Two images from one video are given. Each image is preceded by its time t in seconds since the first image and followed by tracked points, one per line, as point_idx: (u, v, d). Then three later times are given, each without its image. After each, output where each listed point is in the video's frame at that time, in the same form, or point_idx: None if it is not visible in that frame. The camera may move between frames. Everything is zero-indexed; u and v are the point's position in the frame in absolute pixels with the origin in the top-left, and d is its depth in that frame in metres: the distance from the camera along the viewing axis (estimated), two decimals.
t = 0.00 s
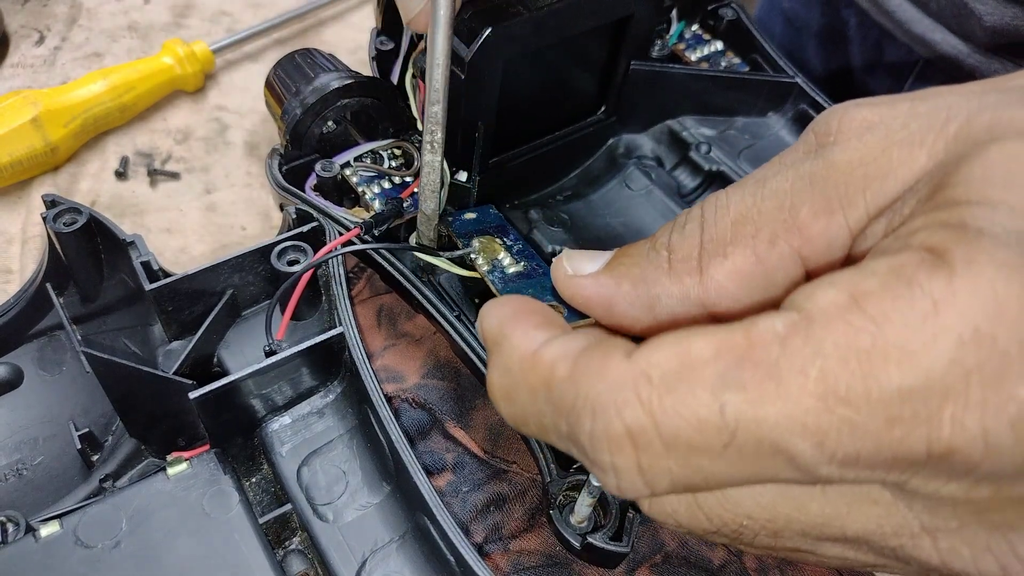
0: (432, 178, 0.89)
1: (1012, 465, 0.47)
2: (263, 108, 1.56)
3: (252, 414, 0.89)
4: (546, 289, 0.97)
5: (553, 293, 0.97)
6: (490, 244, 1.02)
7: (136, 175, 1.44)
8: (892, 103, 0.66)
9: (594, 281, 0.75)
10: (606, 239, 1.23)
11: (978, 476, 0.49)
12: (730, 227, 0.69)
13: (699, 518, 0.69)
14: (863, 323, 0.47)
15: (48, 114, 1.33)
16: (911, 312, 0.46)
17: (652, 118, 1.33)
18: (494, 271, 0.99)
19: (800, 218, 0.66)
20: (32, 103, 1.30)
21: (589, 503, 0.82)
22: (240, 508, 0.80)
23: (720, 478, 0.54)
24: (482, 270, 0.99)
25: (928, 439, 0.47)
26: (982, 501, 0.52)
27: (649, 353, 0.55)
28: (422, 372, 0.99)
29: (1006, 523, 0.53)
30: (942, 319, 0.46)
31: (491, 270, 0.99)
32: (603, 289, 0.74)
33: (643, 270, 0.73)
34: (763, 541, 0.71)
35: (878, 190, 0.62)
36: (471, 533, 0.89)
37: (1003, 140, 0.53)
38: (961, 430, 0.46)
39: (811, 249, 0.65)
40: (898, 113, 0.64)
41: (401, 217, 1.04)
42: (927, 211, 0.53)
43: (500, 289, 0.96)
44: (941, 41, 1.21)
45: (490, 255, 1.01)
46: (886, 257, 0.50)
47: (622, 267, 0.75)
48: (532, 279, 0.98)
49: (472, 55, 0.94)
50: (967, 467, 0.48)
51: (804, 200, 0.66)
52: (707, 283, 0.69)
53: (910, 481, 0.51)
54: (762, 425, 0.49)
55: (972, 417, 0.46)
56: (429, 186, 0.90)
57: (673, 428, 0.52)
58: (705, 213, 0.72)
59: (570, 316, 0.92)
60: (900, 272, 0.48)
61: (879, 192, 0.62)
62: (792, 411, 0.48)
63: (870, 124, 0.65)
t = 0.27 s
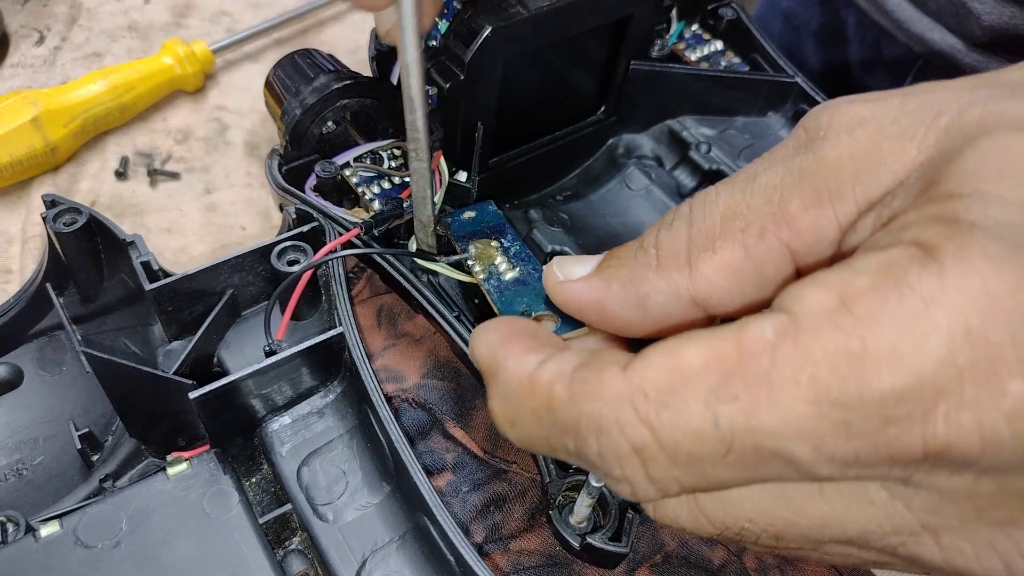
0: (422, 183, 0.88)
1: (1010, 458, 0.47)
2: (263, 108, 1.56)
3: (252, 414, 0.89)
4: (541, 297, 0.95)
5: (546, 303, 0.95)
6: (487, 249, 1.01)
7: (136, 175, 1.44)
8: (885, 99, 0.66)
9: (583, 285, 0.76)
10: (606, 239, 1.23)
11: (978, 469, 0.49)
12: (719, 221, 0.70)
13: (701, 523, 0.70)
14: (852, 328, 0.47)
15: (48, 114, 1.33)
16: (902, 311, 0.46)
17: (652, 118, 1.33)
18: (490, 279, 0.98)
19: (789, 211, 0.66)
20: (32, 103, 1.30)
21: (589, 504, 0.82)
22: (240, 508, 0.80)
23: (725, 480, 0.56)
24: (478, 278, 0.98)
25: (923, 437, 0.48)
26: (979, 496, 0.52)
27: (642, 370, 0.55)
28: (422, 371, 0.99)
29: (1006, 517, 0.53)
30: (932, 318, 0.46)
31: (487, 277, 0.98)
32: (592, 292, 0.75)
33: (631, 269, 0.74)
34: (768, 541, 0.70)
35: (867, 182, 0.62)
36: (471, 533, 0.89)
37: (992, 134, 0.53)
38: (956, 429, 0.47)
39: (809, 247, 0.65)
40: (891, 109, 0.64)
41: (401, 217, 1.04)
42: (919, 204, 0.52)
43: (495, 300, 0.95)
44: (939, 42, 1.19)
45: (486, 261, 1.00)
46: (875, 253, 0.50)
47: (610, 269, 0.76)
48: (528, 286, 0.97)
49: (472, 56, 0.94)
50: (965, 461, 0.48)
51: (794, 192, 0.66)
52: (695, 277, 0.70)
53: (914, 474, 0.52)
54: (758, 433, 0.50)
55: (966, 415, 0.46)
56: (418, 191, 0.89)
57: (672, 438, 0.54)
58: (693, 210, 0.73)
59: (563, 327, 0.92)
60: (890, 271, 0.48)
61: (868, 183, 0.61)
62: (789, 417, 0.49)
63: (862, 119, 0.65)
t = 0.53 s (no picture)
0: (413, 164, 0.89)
1: (1008, 451, 0.46)
2: (263, 108, 1.56)
3: (252, 414, 0.89)
4: (540, 304, 0.96)
5: (545, 310, 0.95)
6: (486, 252, 1.01)
7: (136, 175, 1.44)
8: (878, 94, 0.66)
9: (576, 285, 0.78)
10: (605, 238, 1.23)
11: (979, 463, 0.49)
12: (710, 211, 0.70)
13: (705, 522, 0.71)
14: (845, 326, 0.48)
15: (48, 115, 1.33)
16: (894, 307, 0.46)
17: (652, 118, 1.32)
18: (491, 284, 0.98)
19: (780, 201, 0.66)
20: (32, 103, 1.30)
21: (589, 504, 0.82)
22: (240, 508, 0.80)
23: (728, 477, 0.57)
24: (479, 283, 0.98)
25: (922, 432, 0.48)
26: (979, 491, 0.52)
27: (642, 373, 0.56)
28: (422, 371, 0.99)
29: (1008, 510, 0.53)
30: (926, 310, 0.45)
31: (487, 282, 0.98)
32: (588, 291, 0.77)
33: (623, 265, 0.75)
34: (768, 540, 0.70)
35: (858, 174, 0.61)
36: (471, 533, 0.88)
37: (981, 125, 0.53)
38: (953, 421, 0.46)
39: (809, 243, 0.65)
40: (882, 107, 0.64)
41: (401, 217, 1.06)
42: (913, 195, 0.52)
43: (495, 309, 0.95)
44: (938, 42, 1.20)
45: (485, 264, 1.00)
46: (869, 245, 0.50)
47: (602, 266, 0.77)
48: (527, 291, 0.97)
49: (472, 56, 0.94)
50: (964, 455, 0.48)
51: (787, 183, 0.66)
52: (687, 267, 0.70)
53: (916, 469, 0.52)
54: (757, 433, 0.51)
55: (964, 407, 0.46)
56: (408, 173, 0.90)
57: (675, 440, 0.55)
58: (685, 202, 0.73)
59: (561, 337, 0.92)
60: (883, 264, 0.48)
61: (860, 175, 0.61)
62: (784, 415, 0.50)
63: (853, 113, 0.66)
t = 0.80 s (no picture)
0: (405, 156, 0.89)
1: (1009, 450, 0.46)
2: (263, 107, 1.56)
3: (252, 414, 0.89)
4: (539, 304, 0.96)
5: (543, 310, 0.95)
6: (485, 252, 1.01)
7: (136, 175, 1.44)
8: (876, 94, 0.66)
9: (575, 284, 0.78)
10: (605, 238, 1.22)
11: (979, 463, 0.49)
12: (710, 210, 0.70)
13: (707, 520, 0.71)
14: (845, 326, 0.47)
15: (47, 115, 1.33)
16: (895, 308, 0.46)
17: (652, 117, 1.32)
18: (490, 285, 0.98)
19: (779, 201, 0.66)
20: (32, 103, 1.30)
21: (588, 505, 0.82)
22: (240, 508, 0.80)
23: (729, 477, 0.56)
24: (477, 284, 0.98)
25: (923, 432, 0.48)
26: (980, 491, 0.52)
27: (642, 373, 0.56)
28: (423, 371, 0.99)
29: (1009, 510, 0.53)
30: (927, 311, 0.45)
31: (486, 284, 0.98)
32: (586, 290, 0.77)
33: (622, 264, 0.75)
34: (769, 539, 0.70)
35: (857, 174, 0.61)
36: (471, 533, 0.88)
37: (981, 125, 0.53)
38: (954, 421, 0.46)
39: (809, 243, 0.65)
40: (882, 107, 0.64)
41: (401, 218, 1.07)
42: (913, 196, 0.52)
43: (494, 311, 0.96)
44: (936, 41, 1.20)
45: (483, 265, 1.00)
46: (869, 245, 0.49)
47: (601, 265, 0.77)
48: (526, 292, 0.97)
49: (472, 56, 0.94)
50: (965, 455, 0.48)
51: (786, 183, 0.66)
52: (686, 267, 0.70)
53: (917, 470, 0.52)
54: (758, 431, 0.51)
55: (965, 407, 0.46)
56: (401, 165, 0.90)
57: (675, 440, 0.55)
58: (684, 201, 0.73)
59: (560, 337, 0.93)
60: (883, 264, 0.47)
61: (858, 175, 0.61)
62: (785, 416, 0.50)
63: (852, 113, 0.66)
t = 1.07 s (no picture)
0: (410, 154, 0.89)
1: (1008, 456, 0.47)
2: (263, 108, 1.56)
3: (252, 414, 0.89)
4: (536, 306, 0.96)
5: (541, 312, 0.95)
6: (484, 253, 1.01)
7: (136, 175, 1.44)
8: (876, 98, 0.66)
9: (574, 286, 0.77)
10: (605, 238, 1.22)
11: (980, 468, 0.49)
12: (709, 213, 0.70)
13: (706, 521, 0.71)
14: (846, 332, 0.47)
15: (48, 115, 1.33)
16: (897, 315, 0.46)
17: (652, 118, 1.32)
18: (489, 286, 0.98)
19: (779, 205, 0.66)
20: (32, 103, 1.30)
21: (587, 505, 0.82)
22: (240, 508, 0.80)
23: (730, 480, 0.56)
24: (476, 285, 0.98)
25: (923, 437, 0.48)
26: (980, 496, 0.52)
27: (643, 376, 0.56)
28: (423, 371, 0.99)
29: (1009, 513, 0.53)
30: (928, 317, 0.45)
31: (485, 285, 0.98)
32: (584, 292, 0.76)
33: (622, 266, 0.75)
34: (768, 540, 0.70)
35: (857, 177, 0.61)
36: (471, 533, 0.88)
37: (982, 130, 0.53)
38: (955, 428, 0.47)
39: (808, 248, 0.65)
40: (882, 111, 0.64)
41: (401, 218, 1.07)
42: (914, 200, 0.52)
43: (492, 312, 0.96)
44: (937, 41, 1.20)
45: (482, 265, 1.00)
46: (869, 249, 0.49)
47: (601, 266, 0.77)
48: (524, 293, 0.97)
49: (471, 56, 0.94)
50: (965, 461, 0.48)
51: (786, 187, 0.66)
52: (684, 270, 0.70)
53: (917, 474, 0.52)
54: (758, 436, 0.51)
55: (966, 414, 0.46)
56: (407, 161, 0.90)
57: (676, 443, 0.55)
58: (684, 205, 0.73)
59: (558, 338, 0.93)
60: (884, 270, 0.47)
61: (858, 180, 0.61)
62: (785, 420, 0.50)
63: (853, 117, 0.65)
